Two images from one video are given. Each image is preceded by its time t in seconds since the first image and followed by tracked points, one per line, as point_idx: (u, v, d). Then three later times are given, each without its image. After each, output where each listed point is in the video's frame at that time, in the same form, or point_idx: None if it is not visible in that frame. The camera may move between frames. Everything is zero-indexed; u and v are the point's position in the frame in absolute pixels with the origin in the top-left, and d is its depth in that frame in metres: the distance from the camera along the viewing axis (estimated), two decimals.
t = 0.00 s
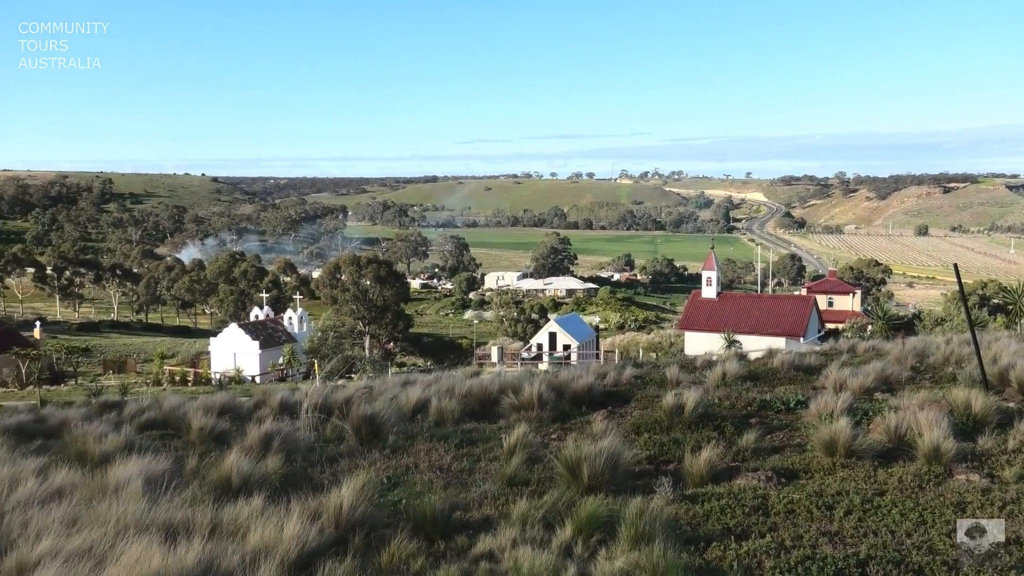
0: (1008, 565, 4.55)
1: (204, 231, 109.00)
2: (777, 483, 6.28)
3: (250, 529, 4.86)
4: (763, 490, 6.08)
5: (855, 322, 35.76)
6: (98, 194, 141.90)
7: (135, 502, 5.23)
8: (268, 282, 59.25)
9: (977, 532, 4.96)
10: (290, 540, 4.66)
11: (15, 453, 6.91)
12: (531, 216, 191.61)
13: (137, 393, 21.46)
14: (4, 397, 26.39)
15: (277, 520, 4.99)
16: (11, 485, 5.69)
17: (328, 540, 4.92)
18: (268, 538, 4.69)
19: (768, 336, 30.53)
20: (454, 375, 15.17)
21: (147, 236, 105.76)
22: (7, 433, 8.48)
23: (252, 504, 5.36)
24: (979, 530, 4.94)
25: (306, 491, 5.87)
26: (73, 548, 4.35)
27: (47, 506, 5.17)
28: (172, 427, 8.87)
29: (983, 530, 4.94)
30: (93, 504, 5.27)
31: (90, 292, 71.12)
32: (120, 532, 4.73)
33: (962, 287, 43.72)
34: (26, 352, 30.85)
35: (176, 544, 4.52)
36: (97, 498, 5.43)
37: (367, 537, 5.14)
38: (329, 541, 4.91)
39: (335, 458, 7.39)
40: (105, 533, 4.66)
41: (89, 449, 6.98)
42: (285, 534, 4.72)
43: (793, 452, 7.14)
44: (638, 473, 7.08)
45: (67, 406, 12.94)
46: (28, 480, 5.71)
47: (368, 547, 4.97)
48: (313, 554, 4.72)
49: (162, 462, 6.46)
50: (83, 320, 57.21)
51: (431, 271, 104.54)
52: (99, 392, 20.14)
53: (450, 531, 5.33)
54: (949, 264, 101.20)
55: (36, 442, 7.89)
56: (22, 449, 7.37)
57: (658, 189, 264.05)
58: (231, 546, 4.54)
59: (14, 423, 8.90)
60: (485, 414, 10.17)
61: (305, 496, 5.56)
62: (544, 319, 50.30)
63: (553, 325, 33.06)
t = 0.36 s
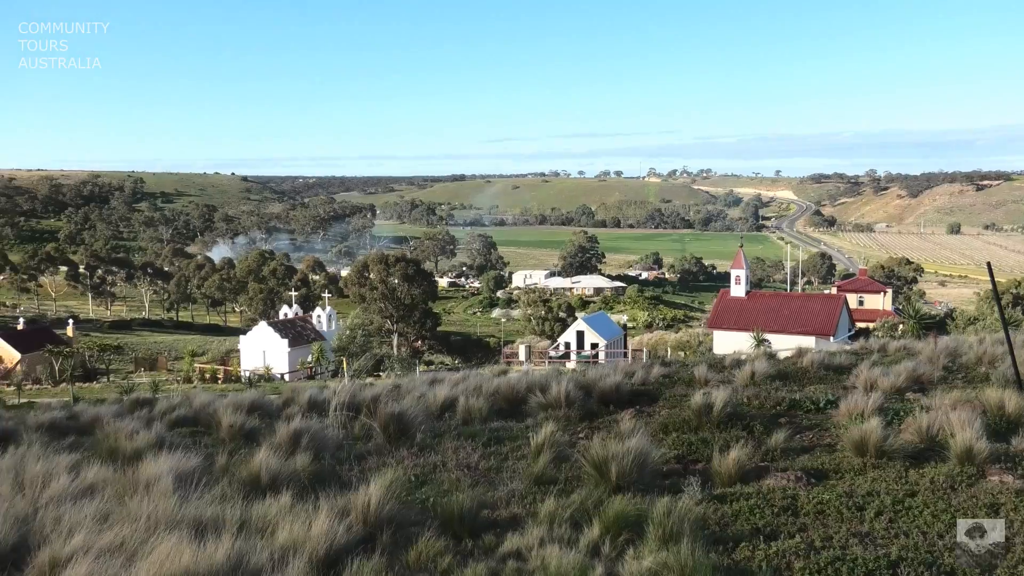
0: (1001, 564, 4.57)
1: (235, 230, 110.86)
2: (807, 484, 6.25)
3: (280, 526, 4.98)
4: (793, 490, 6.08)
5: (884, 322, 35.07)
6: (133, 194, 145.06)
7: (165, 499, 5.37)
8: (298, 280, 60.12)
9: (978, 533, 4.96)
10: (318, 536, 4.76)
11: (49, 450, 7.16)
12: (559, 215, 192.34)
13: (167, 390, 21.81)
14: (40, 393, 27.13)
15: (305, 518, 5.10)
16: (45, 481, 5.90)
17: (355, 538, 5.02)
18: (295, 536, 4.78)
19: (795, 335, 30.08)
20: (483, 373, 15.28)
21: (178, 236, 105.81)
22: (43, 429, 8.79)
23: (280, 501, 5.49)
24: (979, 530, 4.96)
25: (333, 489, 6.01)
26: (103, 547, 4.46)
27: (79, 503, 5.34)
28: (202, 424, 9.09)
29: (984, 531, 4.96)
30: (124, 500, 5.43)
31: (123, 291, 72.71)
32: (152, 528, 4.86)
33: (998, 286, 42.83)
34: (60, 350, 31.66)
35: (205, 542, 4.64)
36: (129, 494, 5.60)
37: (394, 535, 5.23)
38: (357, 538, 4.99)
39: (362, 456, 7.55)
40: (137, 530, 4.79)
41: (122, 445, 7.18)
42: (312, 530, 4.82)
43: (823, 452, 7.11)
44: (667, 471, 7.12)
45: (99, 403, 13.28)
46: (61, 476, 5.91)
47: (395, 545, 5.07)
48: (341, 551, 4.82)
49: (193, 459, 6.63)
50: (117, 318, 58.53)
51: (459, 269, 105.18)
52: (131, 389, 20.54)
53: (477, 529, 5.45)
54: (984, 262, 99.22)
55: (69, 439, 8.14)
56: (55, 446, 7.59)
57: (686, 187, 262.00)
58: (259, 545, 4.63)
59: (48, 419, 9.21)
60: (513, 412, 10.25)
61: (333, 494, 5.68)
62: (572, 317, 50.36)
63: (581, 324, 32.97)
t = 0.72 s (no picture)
0: (1001, 563, 4.61)
1: (270, 228, 112.89)
2: (844, 484, 6.21)
3: (315, 522, 5.14)
4: (829, 491, 6.05)
5: (922, 322, 34.31)
6: (171, 193, 148.39)
7: (201, 494, 5.57)
8: (332, 278, 61.00)
9: (979, 533, 5.02)
10: (353, 532, 4.90)
11: (88, 445, 7.45)
12: (592, 213, 191.83)
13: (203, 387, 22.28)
14: (80, 390, 27.95)
15: (340, 514, 5.25)
16: (85, 476, 6.16)
17: (390, 535, 5.16)
18: (329, 532, 4.91)
19: (831, 335, 29.69)
20: (515, 371, 15.40)
21: (214, 233, 108.92)
22: (83, 424, 9.14)
23: (314, 498, 5.66)
24: (977, 531, 5.02)
25: (366, 487, 6.17)
26: (141, 540, 4.65)
27: (118, 498, 5.57)
28: (237, 420, 9.36)
29: (982, 531, 5.02)
30: (161, 495, 5.64)
31: (161, 289, 74.59)
32: (189, 523, 5.04)
33: None
34: (99, 347, 32.59)
35: (240, 537, 4.79)
36: (166, 489, 5.82)
37: (426, 533, 5.35)
38: (390, 535, 5.12)
39: (395, 453, 7.74)
40: (174, 525, 4.97)
41: (159, 442, 7.43)
42: (347, 527, 4.95)
43: (859, 453, 7.04)
44: (701, 472, 7.12)
45: (138, 399, 13.69)
46: (99, 471, 6.16)
47: (428, 543, 5.19)
48: (376, 548, 4.94)
49: (228, 456, 6.86)
50: (156, 315, 60.00)
51: (491, 268, 105.64)
52: (168, 386, 21.04)
53: (509, 528, 5.57)
54: None
55: (107, 434, 8.44)
56: (95, 441, 7.89)
57: (721, 185, 259.17)
58: (293, 540, 4.78)
59: (87, 415, 9.58)
60: (546, 411, 10.31)
61: (366, 492, 5.83)
62: (604, 316, 50.24)
63: (614, 322, 32.89)
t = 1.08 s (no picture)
0: (1009, 563, 4.64)
1: (305, 227, 114.65)
2: (880, 486, 6.15)
3: (348, 519, 5.27)
4: (864, 492, 6.02)
5: (960, 322, 33.63)
6: (207, 191, 151.72)
7: (236, 490, 5.74)
8: (366, 276, 61.74)
9: (977, 533, 5.10)
10: (385, 530, 5.02)
11: (125, 441, 7.69)
12: (625, 212, 190.99)
13: (238, 384, 22.78)
14: (119, 386, 28.81)
15: (372, 512, 5.38)
16: (123, 471, 6.38)
17: (421, 532, 5.25)
18: (363, 530, 5.03)
19: (868, 335, 29.17)
20: (548, 371, 15.50)
21: (250, 232, 110.74)
22: (119, 421, 9.43)
23: (347, 495, 5.80)
24: (979, 530, 5.10)
25: (398, 485, 6.33)
26: (178, 535, 4.80)
27: (155, 492, 5.79)
28: (270, 417, 9.58)
29: (986, 531, 5.08)
30: (198, 490, 5.85)
31: (198, 286, 76.27)
32: (223, 518, 5.22)
33: None
34: (136, 344, 33.55)
35: (276, 532, 4.94)
36: (202, 484, 6.03)
37: (458, 532, 5.45)
38: (423, 533, 5.23)
39: (428, 451, 7.88)
40: (210, 519, 5.16)
41: (195, 437, 7.68)
42: (379, 524, 5.08)
43: (895, 454, 6.98)
44: (734, 471, 7.14)
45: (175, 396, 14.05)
46: (137, 467, 6.37)
47: (460, 541, 5.29)
48: (407, 545, 5.05)
49: (262, 452, 7.06)
50: (194, 312, 61.38)
51: (523, 266, 105.84)
52: (204, 383, 21.54)
53: (541, 526, 5.66)
54: None
55: (144, 430, 8.71)
56: (132, 437, 8.15)
57: (756, 184, 257.03)
58: (327, 537, 4.90)
59: (124, 411, 9.88)
60: (578, 409, 10.38)
61: (398, 490, 5.99)
62: (637, 315, 49.99)
63: (647, 322, 32.77)
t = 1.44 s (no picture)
0: (1006, 563, 4.77)
1: (345, 225, 116.42)
2: (923, 489, 6.09)
3: (386, 516, 5.43)
4: (907, 495, 5.97)
5: (1008, 323, 32.63)
6: (249, 189, 155.22)
7: (277, 486, 5.95)
8: (404, 274, 62.46)
9: (986, 533, 5.18)
10: (423, 527, 5.14)
11: (169, 436, 7.99)
12: (663, 210, 189.53)
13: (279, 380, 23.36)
14: (162, 381, 29.76)
15: (411, 508, 5.53)
16: (166, 465, 6.64)
17: (459, 530, 5.39)
18: (402, 527, 5.18)
19: (910, 337, 28.48)
20: (586, 370, 15.55)
21: (291, 230, 112.70)
22: (163, 415, 9.79)
23: (386, 492, 5.96)
24: (979, 531, 5.20)
25: (436, 482, 6.49)
26: (219, 527, 4.98)
27: (198, 486, 6.03)
28: (310, 413, 9.85)
29: (985, 531, 5.19)
30: (239, 485, 6.08)
31: (240, 283, 78.06)
32: (264, 512, 5.41)
33: None
34: (179, 340, 34.61)
35: (316, 528, 5.10)
36: (244, 479, 6.26)
37: (496, 529, 5.59)
38: (460, 530, 5.36)
39: (466, 448, 8.03)
40: (250, 513, 5.34)
41: (236, 434, 7.95)
42: (418, 522, 5.21)
43: (939, 456, 6.90)
44: (774, 473, 7.13)
45: (218, 391, 14.52)
46: (179, 461, 6.63)
47: (498, 539, 5.40)
48: (445, 541, 5.18)
49: (302, 449, 7.29)
50: (235, 309, 62.87)
51: (560, 265, 105.83)
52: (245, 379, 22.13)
53: (580, 525, 5.76)
54: None
55: (187, 426, 9.02)
56: (176, 432, 8.46)
57: (797, 182, 252.57)
58: (365, 534, 5.05)
59: (167, 406, 10.23)
60: (617, 408, 10.42)
61: (436, 487, 6.14)
62: (676, 314, 49.59)
63: (686, 321, 32.47)
